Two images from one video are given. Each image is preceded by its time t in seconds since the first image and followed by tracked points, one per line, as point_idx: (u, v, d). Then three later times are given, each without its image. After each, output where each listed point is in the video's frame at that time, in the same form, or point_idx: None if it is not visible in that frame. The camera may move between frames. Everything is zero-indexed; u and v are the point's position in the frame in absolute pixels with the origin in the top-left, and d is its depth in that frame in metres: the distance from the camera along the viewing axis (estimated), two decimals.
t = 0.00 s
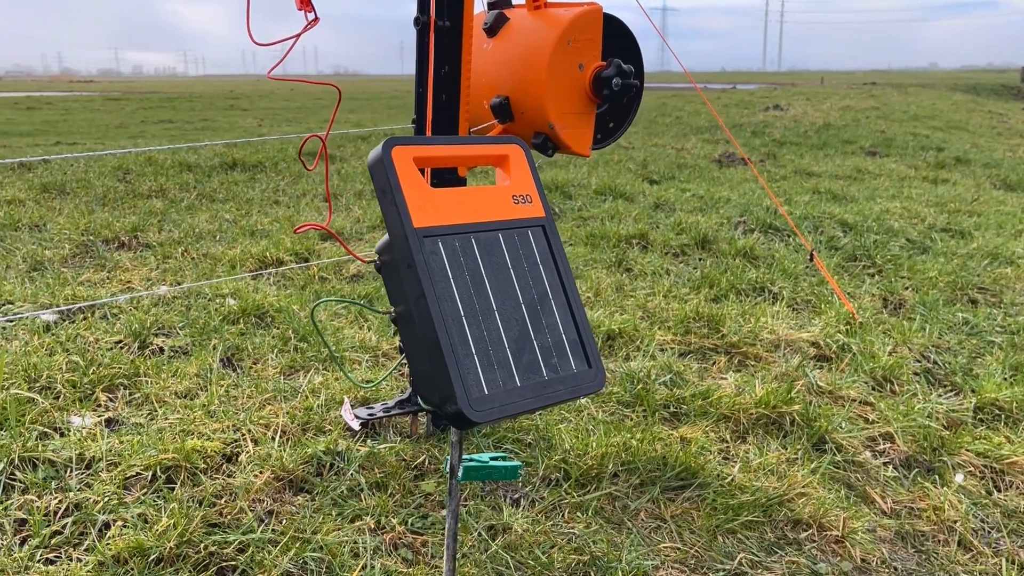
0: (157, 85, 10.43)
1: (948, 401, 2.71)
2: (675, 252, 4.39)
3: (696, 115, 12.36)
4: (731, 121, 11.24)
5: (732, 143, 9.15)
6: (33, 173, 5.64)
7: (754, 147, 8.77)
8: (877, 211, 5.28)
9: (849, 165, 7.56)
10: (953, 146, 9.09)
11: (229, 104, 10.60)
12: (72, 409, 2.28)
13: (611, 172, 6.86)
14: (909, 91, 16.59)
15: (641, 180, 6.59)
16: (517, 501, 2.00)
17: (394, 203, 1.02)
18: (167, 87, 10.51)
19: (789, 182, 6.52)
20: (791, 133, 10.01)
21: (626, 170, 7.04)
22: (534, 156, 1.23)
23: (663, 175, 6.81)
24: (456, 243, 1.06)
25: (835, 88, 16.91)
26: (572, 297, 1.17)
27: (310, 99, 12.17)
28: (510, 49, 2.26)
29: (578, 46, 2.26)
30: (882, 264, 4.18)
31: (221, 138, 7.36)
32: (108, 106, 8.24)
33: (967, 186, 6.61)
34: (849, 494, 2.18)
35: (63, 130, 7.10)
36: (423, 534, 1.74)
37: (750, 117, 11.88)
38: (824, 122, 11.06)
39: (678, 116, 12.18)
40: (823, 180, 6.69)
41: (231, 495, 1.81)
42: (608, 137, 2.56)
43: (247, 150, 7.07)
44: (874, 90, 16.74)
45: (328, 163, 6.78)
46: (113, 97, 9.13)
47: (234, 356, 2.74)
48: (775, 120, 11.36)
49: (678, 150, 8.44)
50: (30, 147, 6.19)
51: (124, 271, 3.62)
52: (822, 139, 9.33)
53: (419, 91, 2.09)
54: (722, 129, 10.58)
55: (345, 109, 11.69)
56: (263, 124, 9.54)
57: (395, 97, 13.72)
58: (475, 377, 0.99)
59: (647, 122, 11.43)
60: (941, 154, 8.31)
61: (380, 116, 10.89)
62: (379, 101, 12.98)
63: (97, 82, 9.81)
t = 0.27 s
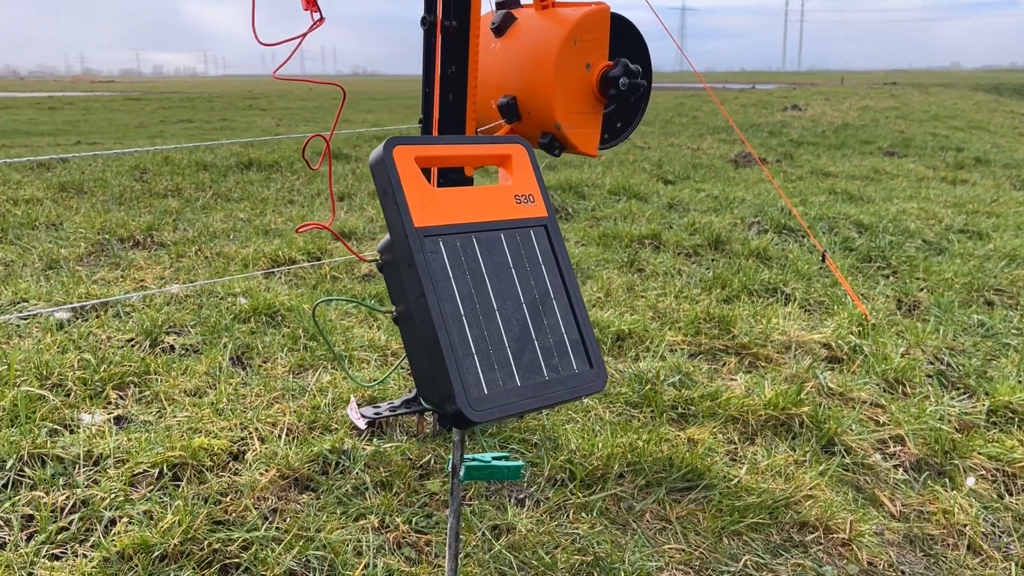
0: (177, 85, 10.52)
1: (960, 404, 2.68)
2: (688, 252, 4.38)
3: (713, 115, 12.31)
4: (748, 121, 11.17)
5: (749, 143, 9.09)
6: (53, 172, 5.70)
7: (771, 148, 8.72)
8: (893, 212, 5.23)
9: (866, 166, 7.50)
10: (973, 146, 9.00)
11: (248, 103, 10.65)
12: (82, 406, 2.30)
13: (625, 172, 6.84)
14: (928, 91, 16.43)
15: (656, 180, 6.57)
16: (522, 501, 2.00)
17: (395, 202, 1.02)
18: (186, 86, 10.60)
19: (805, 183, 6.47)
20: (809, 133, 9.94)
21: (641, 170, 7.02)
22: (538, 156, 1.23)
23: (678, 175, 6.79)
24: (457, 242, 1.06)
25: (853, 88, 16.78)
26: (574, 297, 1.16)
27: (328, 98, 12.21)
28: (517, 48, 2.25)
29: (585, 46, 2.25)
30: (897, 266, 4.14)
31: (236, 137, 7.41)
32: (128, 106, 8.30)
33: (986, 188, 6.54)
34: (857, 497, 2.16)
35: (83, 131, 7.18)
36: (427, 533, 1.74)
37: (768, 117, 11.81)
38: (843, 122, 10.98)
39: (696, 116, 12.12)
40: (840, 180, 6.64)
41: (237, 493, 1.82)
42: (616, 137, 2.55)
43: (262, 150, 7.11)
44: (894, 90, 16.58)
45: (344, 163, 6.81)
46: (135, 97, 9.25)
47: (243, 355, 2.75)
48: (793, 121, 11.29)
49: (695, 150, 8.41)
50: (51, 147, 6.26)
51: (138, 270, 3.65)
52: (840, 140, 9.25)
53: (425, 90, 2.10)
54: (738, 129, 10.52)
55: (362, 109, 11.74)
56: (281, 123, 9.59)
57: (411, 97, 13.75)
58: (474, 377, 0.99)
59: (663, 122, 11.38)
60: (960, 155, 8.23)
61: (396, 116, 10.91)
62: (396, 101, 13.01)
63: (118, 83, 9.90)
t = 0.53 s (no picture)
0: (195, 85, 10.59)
1: (972, 406, 2.66)
2: (699, 252, 4.36)
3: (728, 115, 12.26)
4: (763, 121, 11.11)
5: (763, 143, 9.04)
6: (68, 171, 5.75)
7: (786, 148, 8.67)
8: (908, 212, 5.18)
9: (882, 166, 7.44)
10: (991, 146, 8.91)
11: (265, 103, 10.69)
12: (89, 403, 2.31)
13: (638, 171, 6.82)
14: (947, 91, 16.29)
15: (669, 180, 6.55)
16: (524, 501, 2.00)
17: (393, 201, 1.02)
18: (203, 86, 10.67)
19: (819, 183, 6.42)
20: (824, 133, 9.87)
21: (654, 170, 7.00)
22: (538, 155, 1.22)
23: (692, 175, 6.76)
24: (455, 241, 1.06)
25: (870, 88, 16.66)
26: (573, 296, 1.15)
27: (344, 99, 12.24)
28: (522, 47, 2.25)
29: (590, 44, 2.24)
30: (910, 266, 4.11)
31: (250, 137, 7.44)
32: (147, 106, 8.33)
33: (1003, 188, 6.47)
34: (864, 499, 2.14)
35: (101, 130, 7.23)
36: (429, 533, 1.74)
37: (784, 117, 11.75)
38: (860, 122, 10.90)
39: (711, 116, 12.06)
40: (854, 180, 6.60)
41: (239, 491, 1.83)
42: (621, 136, 2.54)
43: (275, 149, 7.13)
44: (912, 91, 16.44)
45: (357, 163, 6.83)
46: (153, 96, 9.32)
47: (250, 353, 2.76)
48: (809, 121, 11.22)
49: (709, 150, 8.37)
50: (70, 146, 6.31)
51: (149, 268, 3.67)
52: (856, 140, 9.18)
53: (429, 89, 2.10)
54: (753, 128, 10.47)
55: (377, 108, 11.77)
56: (297, 122, 9.62)
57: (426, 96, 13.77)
58: (471, 377, 0.98)
59: (677, 122, 11.34)
60: (978, 155, 8.16)
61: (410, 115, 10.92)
62: (411, 100, 13.03)
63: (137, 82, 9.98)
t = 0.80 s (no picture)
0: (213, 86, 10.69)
1: (983, 409, 2.64)
2: (710, 253, 4.34)
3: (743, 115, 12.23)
4: (778, 121, 11.06)
5: (778, 143, 9.00)
6: (83, 170, 5.80)
7: (800, 148, 8.62)
8: (923, 213, 5.14)
9: (898, 166, 7.38)
10: (1009, 146, 8.83)
11: (281, 103, 10.72)
12: (98, 401, 2.33)
13: (651, 171, 6.81)
14: (966, 91, 16.15)
15: (681, 180, 6.53)
16: (528, 501, 2.00)
17: (394, 201, 1.02)
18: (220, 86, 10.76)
19: (833, 183, 6.39)
20: (840, 133, 9.83)
21: (667, 170, 6.98)
22: (540, 155, 1.22)
23: (705, 175, 6.74)
24: (456, 241, 1.06)
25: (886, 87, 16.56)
26: (575, 297, 1.15)
27: (359, 99, 12.28)
28: (528, 47, 2.25)
29: (596, 44, 2.24)
30: (923, 268, 4.08)
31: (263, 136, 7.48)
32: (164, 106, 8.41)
33: (1020, 189, 6.40)
34: (871, 502, 2.13)
35: (119, 130, 7.28)
36: (432, 532, 1.75)
37: (799, 117, 11.66)
38: (876, 122, 10.84)
39: (726, 116, 12.02)
40: (868, 181, 6.55)
41: (244, 489, 1.84)
42: (627, 136, 2.53)
43: (288, 149, 7.16)
44: (929, 91, 16.33)
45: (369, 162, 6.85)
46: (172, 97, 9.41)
47: (259, 352, 2.77)
48: (824, 121, 11.17)
49: (723, 150, 8.33)
50: (88, 146, 6.36)
51: (161, 267, 3.70)
52: (871, 140, 9.11)
53: (436, 89, 2.11)
54: (768, 128, 10.42)
55: (391, 107, 11.80)
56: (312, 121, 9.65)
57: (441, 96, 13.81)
58: (471, 377, 0.99)
59: (692, 122, 11.32)
60: (995, 155, 8.09)
61: (423, 114, 10.95)
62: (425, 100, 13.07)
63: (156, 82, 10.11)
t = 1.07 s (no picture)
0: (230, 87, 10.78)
1: (992, 412, 2.62)
2: (719, 254, 4.33)
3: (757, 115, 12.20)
4: (792, 121, 11.02)
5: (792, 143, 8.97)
6: (99, 170, 5.85)
7: (814, 149, 8.58)
8: (936, 214, 5.11)
9: (912, 167, 7.33)
10: None
11: (296, 104, 10.75)
12: (106, 399, 2.35)
13: (662, 172, 6.80)
14: (984, 91, 16.05)
15: (693, 180, 6.52)
16: (531, 502, 2.00)
17: (393, 202, 1.03)
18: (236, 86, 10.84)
19: (845, 184, 6.35)
20: (855, 133, 9.79)
21: (679, 170, 6.97)
22: (541, 157, 1.23)
23: (717, 175, 6.73)
24: (455, 242, 1.06)
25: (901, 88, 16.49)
26: (575, 298, 1.16)
27: (373, 99, 12.31)
28: (533, 49, 2.25)
29: (600, 45, 2.24)
30: (935, 269, 4.05)
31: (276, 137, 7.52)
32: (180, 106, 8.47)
33: None
34: (876, 505, 2.12)
35: (136, 130, 7.33)
36: (434, 532, 1.75)
37: (814, 117, 11.72)
38: (892, 122, 10.80)
39: (741, 116, 11.98)
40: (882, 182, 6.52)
41: (247, 488, 1.85)
42: (632, 137, 2.53)
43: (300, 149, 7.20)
44: (947, 91, 16.29)
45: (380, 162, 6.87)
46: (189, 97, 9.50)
47: (266, 351, 2.79)
48: (839, 121, 11.13)
49: (736, 151, 8.31)
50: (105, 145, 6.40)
51: (172, 266, 3.72)
52: (886, 141, 9.06)
53: (440, 91, 2.11)
54: (782, 129, 10.38)
55: (405, 106, 11.83)
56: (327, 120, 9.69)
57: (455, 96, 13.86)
58: (468, 377, 0.99)
59: (706, 122, 11.30)
60: (1011, 156, 8.03)
61: (435, 115, 10.96)
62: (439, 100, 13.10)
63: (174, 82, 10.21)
